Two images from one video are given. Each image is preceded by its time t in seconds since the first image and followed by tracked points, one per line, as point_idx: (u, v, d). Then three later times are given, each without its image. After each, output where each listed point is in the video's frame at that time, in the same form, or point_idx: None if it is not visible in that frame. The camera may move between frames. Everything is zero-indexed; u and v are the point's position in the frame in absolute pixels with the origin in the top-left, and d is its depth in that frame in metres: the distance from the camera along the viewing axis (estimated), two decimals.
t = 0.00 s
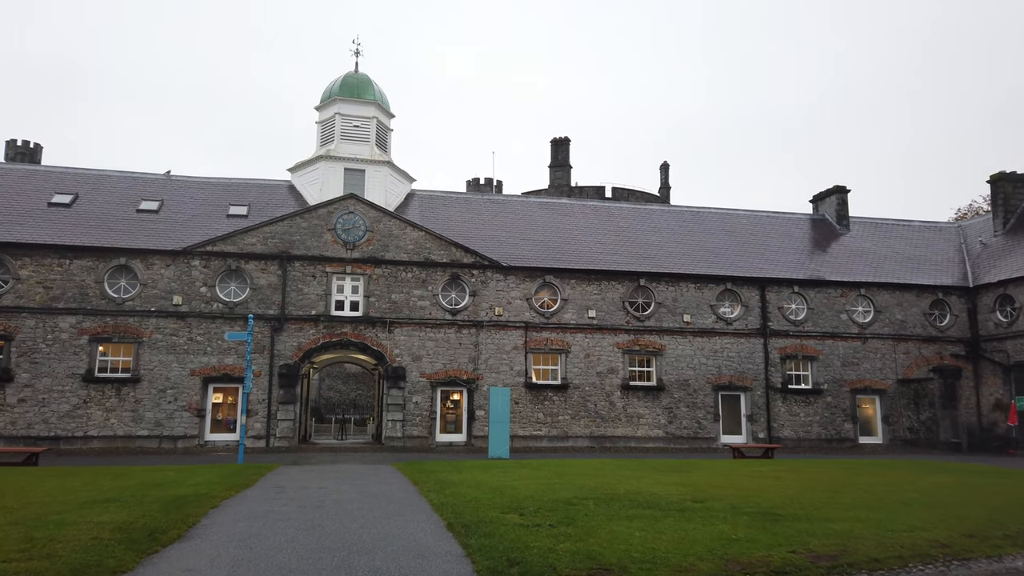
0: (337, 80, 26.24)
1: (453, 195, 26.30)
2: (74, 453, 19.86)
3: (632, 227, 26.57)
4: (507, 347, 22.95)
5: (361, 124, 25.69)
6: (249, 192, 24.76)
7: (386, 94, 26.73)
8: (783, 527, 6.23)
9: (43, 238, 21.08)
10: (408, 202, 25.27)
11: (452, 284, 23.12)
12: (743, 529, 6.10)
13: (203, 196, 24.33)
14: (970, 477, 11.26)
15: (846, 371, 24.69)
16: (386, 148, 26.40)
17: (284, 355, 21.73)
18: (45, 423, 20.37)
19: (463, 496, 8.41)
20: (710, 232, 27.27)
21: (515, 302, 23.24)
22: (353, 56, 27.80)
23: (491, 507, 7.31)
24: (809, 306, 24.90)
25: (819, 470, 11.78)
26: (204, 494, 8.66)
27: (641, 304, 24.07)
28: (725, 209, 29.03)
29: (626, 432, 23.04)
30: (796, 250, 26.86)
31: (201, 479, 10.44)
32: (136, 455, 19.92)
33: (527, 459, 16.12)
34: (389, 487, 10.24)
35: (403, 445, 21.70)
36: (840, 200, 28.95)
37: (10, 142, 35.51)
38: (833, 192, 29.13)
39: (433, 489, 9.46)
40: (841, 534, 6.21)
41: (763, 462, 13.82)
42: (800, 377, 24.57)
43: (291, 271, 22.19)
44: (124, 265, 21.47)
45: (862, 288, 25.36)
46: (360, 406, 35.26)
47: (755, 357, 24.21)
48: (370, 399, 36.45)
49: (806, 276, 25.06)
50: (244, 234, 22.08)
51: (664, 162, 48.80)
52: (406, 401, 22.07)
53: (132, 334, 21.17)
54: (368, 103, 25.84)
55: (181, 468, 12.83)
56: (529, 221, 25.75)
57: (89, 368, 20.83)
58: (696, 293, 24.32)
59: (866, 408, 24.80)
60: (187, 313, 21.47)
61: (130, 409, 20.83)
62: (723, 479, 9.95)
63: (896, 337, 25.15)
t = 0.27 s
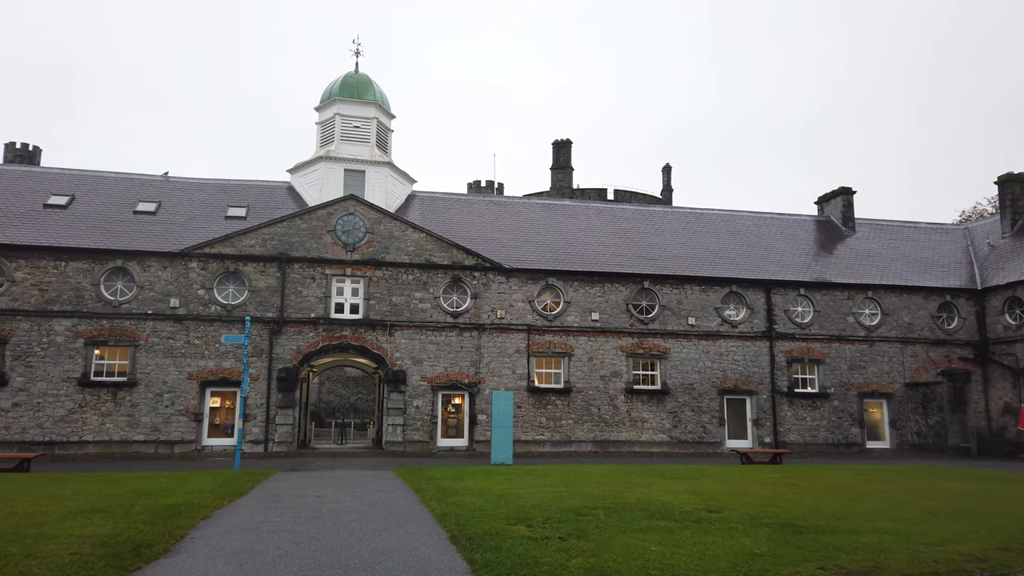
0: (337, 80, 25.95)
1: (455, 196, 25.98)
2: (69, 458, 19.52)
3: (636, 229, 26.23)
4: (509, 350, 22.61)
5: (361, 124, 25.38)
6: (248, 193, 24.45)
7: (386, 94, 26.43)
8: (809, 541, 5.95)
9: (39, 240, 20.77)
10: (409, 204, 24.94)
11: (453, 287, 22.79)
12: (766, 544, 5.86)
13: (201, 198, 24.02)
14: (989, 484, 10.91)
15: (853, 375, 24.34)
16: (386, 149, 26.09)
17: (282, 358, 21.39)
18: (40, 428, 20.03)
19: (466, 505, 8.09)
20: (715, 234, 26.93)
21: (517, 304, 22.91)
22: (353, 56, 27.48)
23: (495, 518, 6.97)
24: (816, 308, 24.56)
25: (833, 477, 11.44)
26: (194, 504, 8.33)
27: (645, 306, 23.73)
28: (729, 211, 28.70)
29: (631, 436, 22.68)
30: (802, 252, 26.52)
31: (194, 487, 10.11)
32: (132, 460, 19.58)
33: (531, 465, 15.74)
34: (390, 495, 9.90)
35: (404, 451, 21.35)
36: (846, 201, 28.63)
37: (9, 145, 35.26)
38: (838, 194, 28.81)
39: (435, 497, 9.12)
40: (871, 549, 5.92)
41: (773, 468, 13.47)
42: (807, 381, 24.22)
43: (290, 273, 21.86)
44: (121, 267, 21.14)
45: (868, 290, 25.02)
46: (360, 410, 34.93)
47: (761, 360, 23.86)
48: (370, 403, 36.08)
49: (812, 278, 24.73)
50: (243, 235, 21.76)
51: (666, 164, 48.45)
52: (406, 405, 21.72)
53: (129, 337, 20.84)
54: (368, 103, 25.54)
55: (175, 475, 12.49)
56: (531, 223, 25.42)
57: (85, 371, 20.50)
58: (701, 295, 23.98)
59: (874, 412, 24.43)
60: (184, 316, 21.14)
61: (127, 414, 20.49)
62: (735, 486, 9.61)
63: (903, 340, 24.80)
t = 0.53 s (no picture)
0: (338, 79, 25.66)
1: (456, 197, 25.67)
2: (65, 462, 19.19)
3: (640, 230, 25.91)
4: (512, 352, 22.28)
5: (362, 124, 25.10)
6: (248, 193, 24.15)
7: (388, 94, 26.14)
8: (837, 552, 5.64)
9: (35, 240, 20.47)
10: (410, 204, 24.63)
11: (455, 288, 22.47)
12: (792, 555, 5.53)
13: (200, 198, 23.72)
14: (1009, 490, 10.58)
15: (861, 378, 23.98)
16: (388, 149, 25.80)
17: (282, 360, 21.07)
18: (35, 431, 19.70)
19: (471, 512, 7.75)
20: (720, 235, 26.60)
21: (521, 306, 22.58)
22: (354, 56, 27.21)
23: (502, 526, 6.65)
24: (823, 310, 24.21)
25: (847, 482, 11.10)
26: (185, 510, 7.99)
27: (650, 308, 23.41)
28: (734, 212, 28.38)
29: (635, 440, 22.33)
30: (808, 254, 26.17)
31: (188, 492, 9.78)
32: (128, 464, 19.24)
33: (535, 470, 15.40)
34: (391, 500, 9.55)
35: (405, 454, 21.02)
36: (852, 202, 28.30)
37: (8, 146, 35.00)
38: (845, 195, 28.49)
39: (438, 503, 8.78)
40: (905, 565, 5.57)
41: (785, 473, 13.13)
42: (814, 384, 23.87)
43: (290, 274, 21.54)
44: (118, 267, 20.84)
45: (876, 292, 24.68)
46: (361, 414, 34.61)
47: (767, 363, 23.52)
48: (371, 406, 35.79)
49: (819, 280, 24.39)
50: (242, 236, 21.45)
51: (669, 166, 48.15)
52: (408, 408, 21.39)
53: (126, 338, 20.52)
54: (370, 103, 25.25)
55: (170, 480, 12.15)
56: (534, 223, 25.11)
57: (81, 374, 20.18)
58: (706, 296, 23.65)
59: (882, 416, 24.08)
60: (182, 317, 20.83)
61: (123, 417, 20.16)
62: (750, 492, 9.27)
63: (911, 342, 24.46)
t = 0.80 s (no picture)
0: (338, 80, 25.38)
1: (458, 198, 25.36)
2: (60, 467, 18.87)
3: (644, 232, 25.60)
4: (515, 356, 21.95)
5: (363, 125, 24.81)
6: (247, 195, 23.85)
7: (389, 94, 25.86)
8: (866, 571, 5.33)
9: (31, 242, 20.17)
10: (412, 205, 24.33)
11: (457, 290, 22.15)
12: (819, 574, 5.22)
13: (198, 199, 23.42)
14: None
15: (869, 382, 23.64)
16: (389, 151, 25.51)
17: (281, 364, 20.75)
18: (30, 436, 19.38)
19: (476, 524, 7.43)
20: (725, 237, 26.28)
21: (524, 309, 22.26)
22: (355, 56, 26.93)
23: (510, 540, 6.33)
24: (830, 313, 23.88)
25: (862, 490, 10.78)
26: (176, 522, 7.67)
27: (654, 311, 23.08)
28: (739, 214, 28.07)
29: (640, 445, 21.99)
30: (814, 256, 25.85)
31: (181, 501, 9.46)
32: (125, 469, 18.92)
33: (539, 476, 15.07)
34: (390, 510, 9.22)
35: (406, 460, 20.68)
36: (858, 204, 27.98)
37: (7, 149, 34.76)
38: (851, 197, 28.17)
39: (441, 513, 8.45)
40: None
41: (796, 480, 12.80)
42: (821, 389, 23.53)
43: (289, 276, 21.23)
44: (115, 270, 20.53)
45: (884, 295, 24.35)
46: (361, 418, 34.27)
47: (774, 367, 23.19)
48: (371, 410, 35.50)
49: (826, 282, 24.07)
50: (241, 238, 21.14)
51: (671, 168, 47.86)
52: (409, 413, 21.06)
53: (123, 342, 20.21)
54: (371, 103, 24.97)
55: (165, 487, 11.82)
56: (537, 225, 24.79)
57: (77, 378, 19.86)
58: (712, 299, 23.32)
59: (890, 421, 23.73)
60: (180, 320, 20.51)
61: (120, 421, 19.83)
62: (764, 501, 8.94)
63: (919, 346, 24.13)
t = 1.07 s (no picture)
0: (339, 78, 25.09)
1: (460, 198, 25.06)
2: (55, 471, 18.55)
3: (648, 232, 25.29)
4: (518, 357, 21.62)
5: (364, 124, 24.51)
6: (246, 194, 23.55)
7: (390, 93, 25.56)
8: None
9: (27, 241, 19.87)
10: (413, 205, 24.02)
11: (459, 291, 21.84)
12: None
13: (197, 199, 23.12)
14: None
15: (877, 384, 23.31)
16: (390, 150, 25.22)
17: (281, 366, 20.44)
18: (25, 439, 19.06)
19: (482, 531, 7.11)
20: (730, 237, 25.96)
21: (527, 310, 21.94)
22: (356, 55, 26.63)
23: (519, 551, 6.01)
24: (837, 314, 23.55)
25: (878, 495, 10.47)
26: (167, 530, 7.35)
27: (659, 312, 22.75)
28: (744, 214, 27.75)
29: (645, 448, 21.64)
30: (821, 257, 25.52)
31: (175, 507, 9.14)
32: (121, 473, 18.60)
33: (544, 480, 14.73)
34: (392, 516, 8.90)
35: (408, 463, 20.35)
36: (865, 205, 27.65)
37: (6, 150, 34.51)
38: (857, 197, 27.85)
39: (446, 519, 8.12)
40: None
41: (808, 485, 12.47)
42: (828, 391, 23.19)
43: (289, 276, 20.92)
44: (112, 270, 20.23)
45: (891, 296, 24.03)
46: (362, 421, 33.92)
47: (780, 368, 22.86)
48: (372, 413, 35.17)
49: (833, 283, 23.74)
50: (240, 237, 20.84)
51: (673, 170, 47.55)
52: (411, 416, 20.74)
53: (120, 343, 19.90)
54: (371, 102, 24.67)
55: (160, 492, 11.50)
56: (540, 225, 24.49)
57: (74, 380, 19.54)
58: (717, 300, 22.99)
59: (898, 424, 23.39)
60: (178, 321, 20.20)
61: (117, 424, 19.51)
62: (781, 506, 8.62)
63: (928, 347, 23.80)
